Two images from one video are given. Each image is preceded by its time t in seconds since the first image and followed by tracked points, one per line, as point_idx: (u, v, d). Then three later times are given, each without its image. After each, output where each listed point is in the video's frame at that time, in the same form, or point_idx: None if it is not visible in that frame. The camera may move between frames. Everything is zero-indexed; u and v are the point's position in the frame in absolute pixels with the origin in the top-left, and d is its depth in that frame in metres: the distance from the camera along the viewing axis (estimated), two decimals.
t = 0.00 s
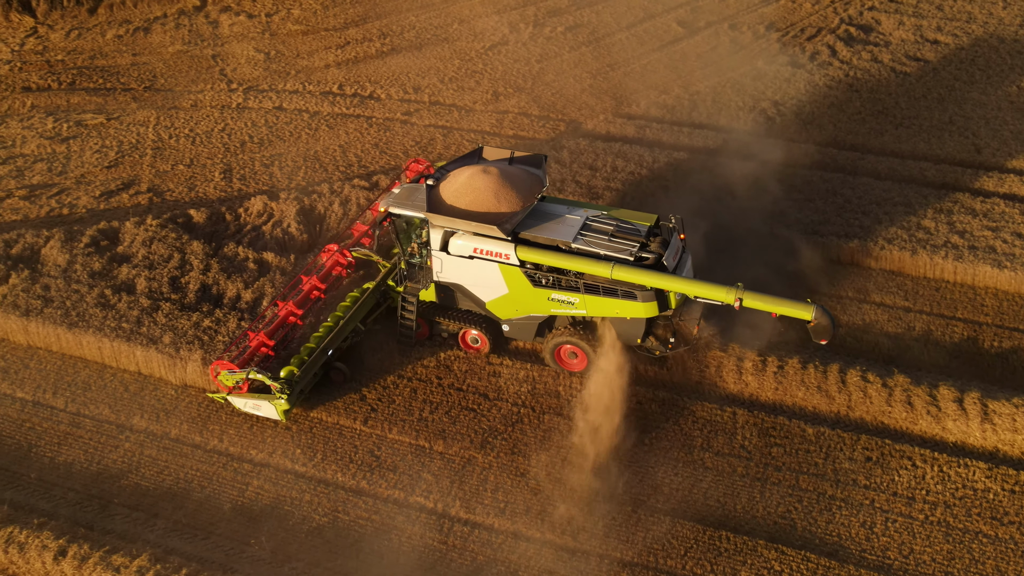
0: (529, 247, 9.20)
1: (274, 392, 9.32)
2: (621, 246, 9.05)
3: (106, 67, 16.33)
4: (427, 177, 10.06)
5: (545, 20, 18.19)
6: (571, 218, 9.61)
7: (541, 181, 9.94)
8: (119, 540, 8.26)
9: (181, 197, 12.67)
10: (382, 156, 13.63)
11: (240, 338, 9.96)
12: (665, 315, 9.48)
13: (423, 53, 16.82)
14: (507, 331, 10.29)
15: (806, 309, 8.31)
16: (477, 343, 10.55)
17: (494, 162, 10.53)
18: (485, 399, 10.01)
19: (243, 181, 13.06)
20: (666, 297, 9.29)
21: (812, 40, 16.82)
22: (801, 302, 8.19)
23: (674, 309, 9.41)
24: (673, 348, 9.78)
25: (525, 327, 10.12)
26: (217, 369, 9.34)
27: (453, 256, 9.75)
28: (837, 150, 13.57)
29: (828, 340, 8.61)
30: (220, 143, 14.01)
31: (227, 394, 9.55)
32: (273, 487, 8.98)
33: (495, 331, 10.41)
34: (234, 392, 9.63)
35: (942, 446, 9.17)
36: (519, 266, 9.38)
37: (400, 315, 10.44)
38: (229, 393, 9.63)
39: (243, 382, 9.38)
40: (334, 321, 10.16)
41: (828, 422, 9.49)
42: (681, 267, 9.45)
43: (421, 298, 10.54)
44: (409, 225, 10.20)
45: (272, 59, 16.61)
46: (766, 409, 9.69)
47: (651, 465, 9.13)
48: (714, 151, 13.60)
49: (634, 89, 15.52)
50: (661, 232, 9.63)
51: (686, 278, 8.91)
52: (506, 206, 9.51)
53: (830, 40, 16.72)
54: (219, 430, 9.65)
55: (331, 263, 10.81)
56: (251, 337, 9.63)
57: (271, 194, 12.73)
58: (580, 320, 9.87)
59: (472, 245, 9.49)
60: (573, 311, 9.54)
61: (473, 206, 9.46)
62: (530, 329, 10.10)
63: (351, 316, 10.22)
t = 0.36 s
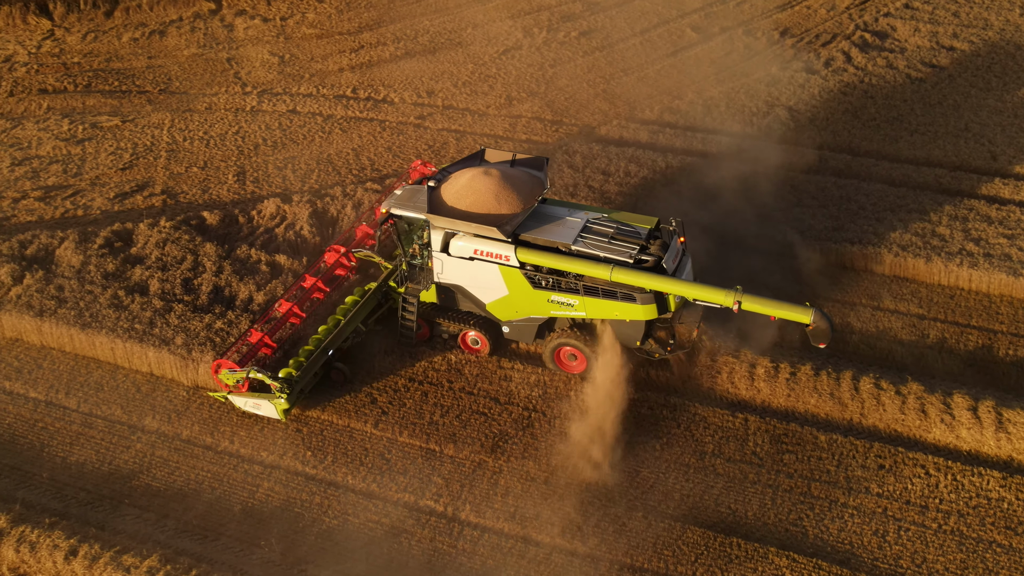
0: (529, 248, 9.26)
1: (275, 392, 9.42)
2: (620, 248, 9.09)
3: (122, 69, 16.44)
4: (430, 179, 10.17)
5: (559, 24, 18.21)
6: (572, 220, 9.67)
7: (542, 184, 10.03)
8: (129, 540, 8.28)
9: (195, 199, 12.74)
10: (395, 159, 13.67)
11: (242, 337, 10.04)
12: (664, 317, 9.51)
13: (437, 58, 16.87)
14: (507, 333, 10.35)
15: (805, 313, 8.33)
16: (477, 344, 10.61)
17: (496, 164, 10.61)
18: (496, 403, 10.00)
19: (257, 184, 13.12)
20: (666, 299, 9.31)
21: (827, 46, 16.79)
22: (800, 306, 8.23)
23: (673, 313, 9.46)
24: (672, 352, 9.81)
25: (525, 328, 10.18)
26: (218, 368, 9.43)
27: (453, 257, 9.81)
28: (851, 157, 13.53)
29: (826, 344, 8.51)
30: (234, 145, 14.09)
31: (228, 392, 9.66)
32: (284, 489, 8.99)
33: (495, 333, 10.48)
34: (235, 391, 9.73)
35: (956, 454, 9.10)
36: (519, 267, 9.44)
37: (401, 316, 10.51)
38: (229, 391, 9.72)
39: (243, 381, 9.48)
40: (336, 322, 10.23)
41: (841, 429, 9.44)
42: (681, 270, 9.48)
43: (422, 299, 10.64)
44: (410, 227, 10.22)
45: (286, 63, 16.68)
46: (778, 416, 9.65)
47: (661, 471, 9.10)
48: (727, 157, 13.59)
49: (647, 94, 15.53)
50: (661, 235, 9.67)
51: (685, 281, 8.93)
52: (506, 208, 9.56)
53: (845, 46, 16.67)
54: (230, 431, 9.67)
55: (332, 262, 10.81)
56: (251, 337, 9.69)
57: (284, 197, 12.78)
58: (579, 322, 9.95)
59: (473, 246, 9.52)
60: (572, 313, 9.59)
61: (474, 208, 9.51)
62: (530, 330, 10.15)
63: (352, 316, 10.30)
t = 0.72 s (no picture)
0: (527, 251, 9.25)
1: (273, 392, 9.45)
2: (619, 251, 9.06)
3: (136, 72, 16.54)
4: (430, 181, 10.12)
5: (572, 29, 18.23)
6: (571, 223, 9.66)
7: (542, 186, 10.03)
8: (139, 541, 8.30)
9: (207, 202, 12.80)
10: (407, 163, 13.69)
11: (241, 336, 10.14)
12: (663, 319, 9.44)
13: (449, 62, 16.91)
14: (506, 335, 10.35)
15: (803, 317, 8.21)
16: (476, 346, 10.63)
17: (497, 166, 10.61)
18: (506, 408, 10.00)
19: (268, 187, 13.17)
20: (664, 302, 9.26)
21: (840, 52, 16.74)
22: (797, 309, 8.11)
23: (671, 315, 9.32)
24: (670, 355, 9.77)
25: (524, 330, 10.17)
26: (218, 367, 9.47)
27: (452, 259, 9.80)
28: (863, 164, 13.49)
29: (823, 348, 8.44)
30: (246, 149, 14.15)
31: (227, 392, 9.68)
32: (293, 492, 9.01)
33: (495, 334, 10.49)
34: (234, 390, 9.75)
35: (969, 463, 9.04)
36: (517, 269, 9.44)
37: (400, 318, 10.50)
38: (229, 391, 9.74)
39: (243, 380, 9.52)
40: (335, 322, 10.30)
41: (852, 437, 9.40)
42: (680, 273, 9.43)
43: (421, 301, 10.64)
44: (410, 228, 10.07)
45: (299, 66, 16.75)
46: (788, 423, 9.61)
47: (671, 477, 9.08)
48: (738, 163, 13.59)
49: (659, 100, 15.53)
50: (661, 238, 9.63)
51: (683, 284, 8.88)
52: (506, 210, 9.55)
53: (858, 52, 16.62)
54: (240, 434, 9.70)
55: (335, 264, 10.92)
56: (251, 337, 9.81)
57: (295, 200, 12.82)
58: (578, 324, 9.93)
59: (472, 247, 9.51)
60: (571, 315, 9.58)
61: (473, 209, 9.50)
62: (530, 332, 10.15)
63: (352, 317, 10.37)
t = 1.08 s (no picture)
0: (526, 252, 9.30)
1: (272, 391, 9.56)
2: (617, 253, 9.08)
3: (149, 75, 16.64)
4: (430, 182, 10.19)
5: (584, 34, 18.25)
6: (570, 225, 9.70)
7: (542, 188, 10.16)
8: (148, 542, 8.33)
9: (219, 204, 12.86)
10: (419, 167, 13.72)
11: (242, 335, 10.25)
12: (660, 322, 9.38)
13: (461, 67, 16.95)
14: (504, 336, 10.42)
15: (799, 320, 8.29)
16: (475, 347, 10.68)
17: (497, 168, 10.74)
18: (515, 412, 10.00)
19: (280, 190, 13.21)
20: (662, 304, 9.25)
21: (853, 58, 16.70)
22: (794, 313, 8.19)
23: (669, 317, 9.25)
24: (668, 357, 9.78)
25: (522, 332, 10.22)
26: (218, 365, 9.59)
27: (451, 260, 9.87)
28: (875, 170, 13.45)
29: (820, 351, 8.63)
30: (258, 152, 14.21)
31: (227, 392, 9.78)
32: (302, 494, 9.02)
33: (493, 336, 10.55)
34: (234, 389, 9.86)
35: (981, 471, 8.98)
36: (516, 271, 9.48)
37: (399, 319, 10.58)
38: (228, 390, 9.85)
39: (242, 379, 9.63)
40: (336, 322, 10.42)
41: (863, 444, 9.36)
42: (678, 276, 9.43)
43: (421, 301, 10.72)
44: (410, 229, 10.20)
45: (312, 70, 16.81)
46: (799, 429, 9.58)
47: (680, 482, 9.05)
48: (749, 169, 13.58)
49: (670, 105, 15.53)
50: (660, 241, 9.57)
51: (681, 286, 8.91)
52: (505, 212, 9.68)
53: (871, 58, 16.57)
54: (250, 436, 9.73)
55: (337, 265, 10.93)
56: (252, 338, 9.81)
57: (307, 203, 12.86)
58: (575, 326, 10.04)
59: (470, 249, 9.57)
60: (569, 317, 9.59)
61: (473, 211, 9.62)
62: (528, 334, 10.20)
63: (352, 317, 10.49)
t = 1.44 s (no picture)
0: (524, 253, 9.37)
1: (271, 390, 9.56)
2: (615, 254, 9.15)
3: (162, 77, 16.73)
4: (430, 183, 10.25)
5: (596, 39, 18.27)
6: (569, 226, 9.77)
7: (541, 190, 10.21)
8: (157, 543, 8.34)
9: (230, 206, 12.91)
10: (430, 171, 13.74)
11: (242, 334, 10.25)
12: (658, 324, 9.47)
13: (473, 71, 16.99)
14: (503, 337, 10.46)
15: (795, 322, 8.31)
16: (474, 347, 10.69)
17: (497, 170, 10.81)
18: (525, 416, 9.99)
19: (291, 193, 13.25)
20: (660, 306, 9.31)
21: (867, 64, 16.66)
22: (790, 315, 8.18)
23: (666, 319, 9.34)
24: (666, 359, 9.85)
25: (521, 333, 10.27)
26: (217, 365, 9.54)
27: (451, 261, 9.94)
28: (888, 176, 13.41)
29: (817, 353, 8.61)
30: (270, 154, 14.26)
31: (226, 390, 9.77)
32: (311, 496, 9.03)
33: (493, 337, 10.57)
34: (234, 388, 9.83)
35: (993, 479, 8.91)
36: (515, 272, 9.53)
37: (398, 319, 10.58)
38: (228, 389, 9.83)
39: (242, 378, 9.61)
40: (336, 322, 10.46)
41: (874, 451, 9.31)
42: (676, 278, 9.50)
43: (421, 301, 10.79)
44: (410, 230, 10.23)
45: (324, 73, 16.87)
46: (810, 435, 9.54)
47: (690, 488, 9.02)
48: (761, 174, 13.56)
49: (682, 110, 15.53)
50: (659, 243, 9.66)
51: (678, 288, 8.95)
52: (504, 213, 9.73)
53: (885, 64, 16.52)
54: (259, 437, 9.75)
55: (338, 267, 11.05)
56: (253, 337, 9.84)
57: (318, 206, 12.89)
58: (574, 327, 10.06)
59: (470, 250, 9.65)
60: (567, 318, 9.63)
61: (472, 212, 9.68)
62: (526, 335, 10.25)
63: (352, 317, 10.55)
